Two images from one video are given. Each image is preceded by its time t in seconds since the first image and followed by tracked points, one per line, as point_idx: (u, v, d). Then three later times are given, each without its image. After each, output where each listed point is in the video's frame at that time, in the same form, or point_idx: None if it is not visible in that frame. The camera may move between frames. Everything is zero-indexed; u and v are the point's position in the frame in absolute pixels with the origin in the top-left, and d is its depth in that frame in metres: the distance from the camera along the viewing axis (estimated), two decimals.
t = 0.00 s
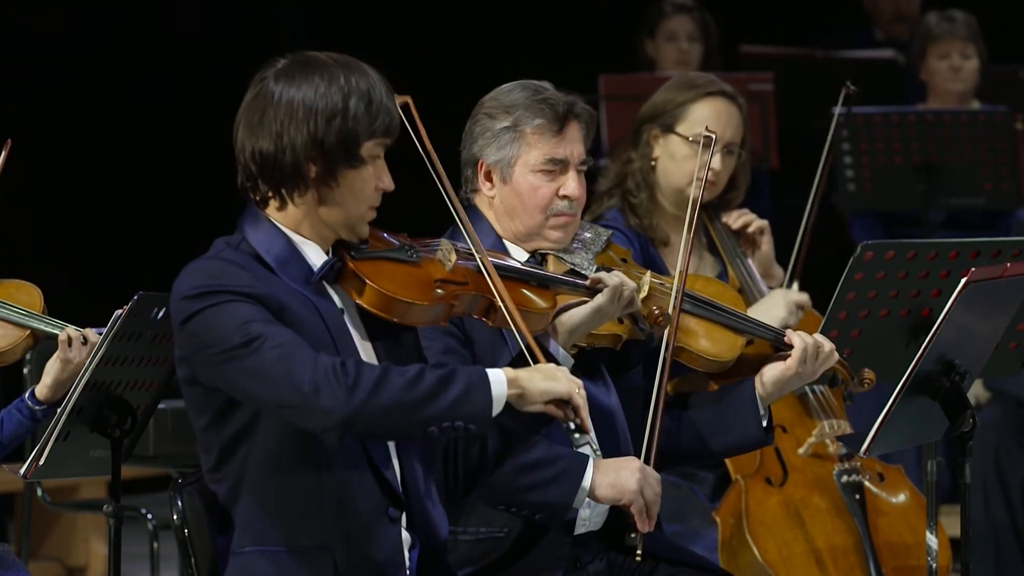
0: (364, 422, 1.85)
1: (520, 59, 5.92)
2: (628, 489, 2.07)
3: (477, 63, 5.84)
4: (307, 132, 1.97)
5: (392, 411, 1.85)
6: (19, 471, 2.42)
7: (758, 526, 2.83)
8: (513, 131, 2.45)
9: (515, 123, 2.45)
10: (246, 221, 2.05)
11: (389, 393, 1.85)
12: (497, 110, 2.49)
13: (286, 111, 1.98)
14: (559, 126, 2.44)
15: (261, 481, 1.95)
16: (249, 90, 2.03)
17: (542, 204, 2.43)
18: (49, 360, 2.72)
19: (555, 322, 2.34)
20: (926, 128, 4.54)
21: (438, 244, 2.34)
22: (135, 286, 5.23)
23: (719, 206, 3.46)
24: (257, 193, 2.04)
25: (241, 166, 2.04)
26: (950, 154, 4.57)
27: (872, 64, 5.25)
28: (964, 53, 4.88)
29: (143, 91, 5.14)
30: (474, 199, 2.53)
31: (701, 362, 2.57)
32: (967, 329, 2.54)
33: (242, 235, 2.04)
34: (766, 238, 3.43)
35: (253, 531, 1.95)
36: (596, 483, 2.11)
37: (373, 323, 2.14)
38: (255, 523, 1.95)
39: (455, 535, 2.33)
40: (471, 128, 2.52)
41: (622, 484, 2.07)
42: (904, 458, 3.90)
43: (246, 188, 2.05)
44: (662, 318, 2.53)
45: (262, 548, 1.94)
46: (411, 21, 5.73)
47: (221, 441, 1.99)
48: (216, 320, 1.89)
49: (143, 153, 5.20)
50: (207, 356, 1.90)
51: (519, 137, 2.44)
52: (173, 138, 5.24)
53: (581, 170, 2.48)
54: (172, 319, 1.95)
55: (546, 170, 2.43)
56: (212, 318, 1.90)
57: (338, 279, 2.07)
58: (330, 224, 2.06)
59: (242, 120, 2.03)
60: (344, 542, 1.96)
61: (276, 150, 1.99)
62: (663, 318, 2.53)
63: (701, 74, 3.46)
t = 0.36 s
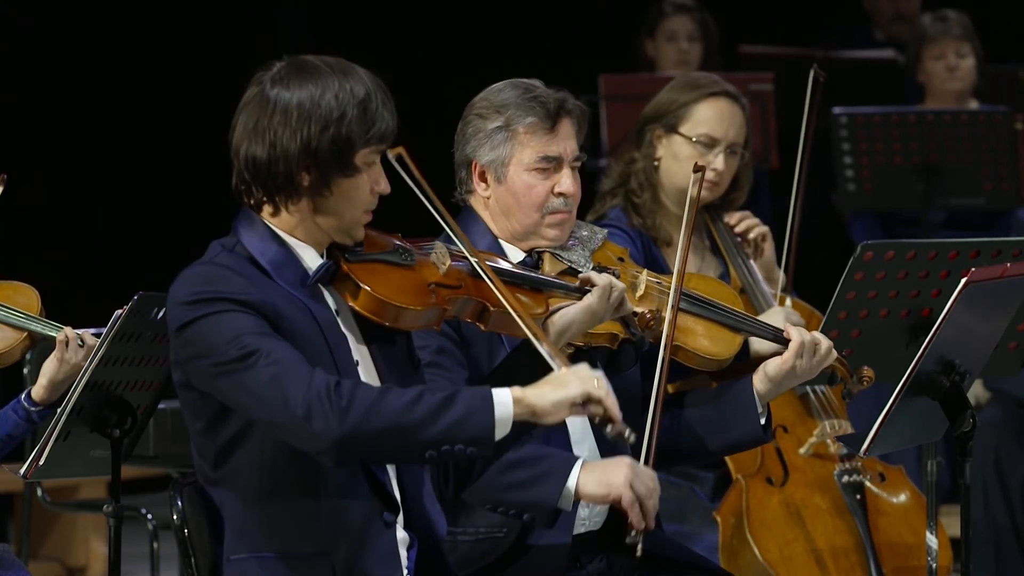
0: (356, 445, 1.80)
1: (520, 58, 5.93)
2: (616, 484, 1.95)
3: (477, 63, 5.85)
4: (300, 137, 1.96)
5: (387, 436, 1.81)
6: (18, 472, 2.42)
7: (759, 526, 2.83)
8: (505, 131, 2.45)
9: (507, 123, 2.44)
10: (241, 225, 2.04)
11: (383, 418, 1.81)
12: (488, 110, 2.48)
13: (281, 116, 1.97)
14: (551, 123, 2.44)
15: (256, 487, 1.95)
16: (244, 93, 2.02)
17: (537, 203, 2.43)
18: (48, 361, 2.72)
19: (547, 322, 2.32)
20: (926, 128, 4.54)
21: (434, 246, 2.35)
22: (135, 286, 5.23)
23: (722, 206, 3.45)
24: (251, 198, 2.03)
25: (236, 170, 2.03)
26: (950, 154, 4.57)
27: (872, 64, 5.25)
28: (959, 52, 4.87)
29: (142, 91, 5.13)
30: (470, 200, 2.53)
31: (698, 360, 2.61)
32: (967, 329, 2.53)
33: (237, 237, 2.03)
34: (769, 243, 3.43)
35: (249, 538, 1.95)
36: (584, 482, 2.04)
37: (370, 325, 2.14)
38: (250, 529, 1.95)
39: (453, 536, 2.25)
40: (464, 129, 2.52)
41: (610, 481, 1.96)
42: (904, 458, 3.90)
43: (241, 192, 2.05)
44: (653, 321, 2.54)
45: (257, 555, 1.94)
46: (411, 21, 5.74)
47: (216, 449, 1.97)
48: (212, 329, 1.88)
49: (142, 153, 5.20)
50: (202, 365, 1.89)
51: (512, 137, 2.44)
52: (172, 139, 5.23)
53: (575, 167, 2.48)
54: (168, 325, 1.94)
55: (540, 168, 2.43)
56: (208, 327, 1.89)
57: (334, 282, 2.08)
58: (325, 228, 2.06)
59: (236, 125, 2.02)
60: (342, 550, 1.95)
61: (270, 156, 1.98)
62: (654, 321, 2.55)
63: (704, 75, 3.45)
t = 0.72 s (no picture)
0: (347, 452, 1.82)
1: (520, 58, 5.93)
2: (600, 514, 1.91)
3: (477, 62, 5.85)
4: (300, 137, 1.96)
5: (378, 448, 1.83)
6: (18, 471, 2.42)
7: (760, 526, 2.83)
8: (504, 132, 2.44)
9: (505, 123, 2.44)
10: (244, 225, 2.04)
11: (376, 430, 1.83)
12: (487, 110, 2.48)
13: (280, 116, 1.97)
14: (549, 124, 2.43)
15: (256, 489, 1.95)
16: (244, 93, 2.02)
17: (535, 203, 2.44)
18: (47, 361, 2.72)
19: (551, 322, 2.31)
20: (926, 128, 4.54)
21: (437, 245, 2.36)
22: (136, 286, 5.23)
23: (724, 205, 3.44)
24: (253, 198, 2.03)
25: (236, 170, 2.03)
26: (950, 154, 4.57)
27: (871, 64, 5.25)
28: (958, 49, 4.87)
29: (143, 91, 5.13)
30: (469, 200, 2.53)
31: (697, 359, 2.60)
32: (966, 329, 2.53)
33: (240, 237, 2.03)
34: (769, 242, 3.42)
35: (250, 541, 1.95)
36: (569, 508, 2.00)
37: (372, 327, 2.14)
38: (253, 531, 1.94)
39: (454, 537, 2.28)
40: (462, 131, 2.52)
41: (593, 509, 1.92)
42: (904, 458, 3.90)
43: (242, 192, 2.04)
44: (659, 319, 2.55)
45: (259, 558, 1.93)
46: (411, 20, 5.74)
47: (215, 449, 1.98)
48: (212, 330, 1.88)
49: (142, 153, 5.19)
50: (201, 365, 1.89)
51: (510, 138, 2.44)
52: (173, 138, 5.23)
53: (573, 167, 2.47)
54: (169, 323, 1.94)
55: (538, 169, 2.43)
56: (207, 327, 1.89)
57: (335, 281, 2.08)
58: (327, 227, 2.06)
59: (237, 125, 2.02)
60: (343, 553, 1.94)
61: (270, 156, 1.98)
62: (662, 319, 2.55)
63: (705, 74, 3.46)
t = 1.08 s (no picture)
0: (341, 475, 1.80)
1: (520, 58, 5.94)
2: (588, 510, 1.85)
3: (478, 62, 5.85)
4: (303, 144, 1.96)
5: (371, 473, 1.80)
6: (19, 471, 2.42)
7: (762, 525, 2.83)
8: (505, 132, 2.44)
9: (506, 124, 2.44)
10: (245, 227, 2.05)
11: (370, 455, 1.80)
12: (488, 110, 2.48)
13: (285, 122, 1.97)
14: (550, 126, 2.43)
15: (254, 496, 1.95)
16: (251, 96, 2.02)
17: (534, 205, 2.43)
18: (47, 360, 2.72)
19: (558, 331, 2.35)
20: (926, 128, 4.54)
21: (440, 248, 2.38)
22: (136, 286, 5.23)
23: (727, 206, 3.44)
24: (255, 201, 2.03)
25: (240, 174, 2.04)
26: (950, 154, 4.57)
27: (872, 64, 5.26)
28: (958, 52, 4.87)
29: (143, 91, 5.13)
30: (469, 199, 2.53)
31: (699, 361, 2.60)
32: (967, 330, 2.54)
33: (242, 240, 2.04)
34: (774, 249, 3.43)
35: (246, 548, 1.95)
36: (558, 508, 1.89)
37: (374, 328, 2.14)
38: (251, 537, 1.95)
39: (453, 538, 2.22)
40: (464, 130, 2.52)
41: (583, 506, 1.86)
42: (904, 459, 3.90)
43: (245, 194, 2.05)
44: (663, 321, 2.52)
45: (257, 564, 1.94)
46: (411, 20, 5.74)
47: (214, 454, 1.98)
48: (210, 341, 1.88)
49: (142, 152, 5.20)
50: (200, 374, 1.89)
51: (511, 139, 2.44)
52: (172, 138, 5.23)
53: (574, 170, 2.47)
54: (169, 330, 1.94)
55: (538, 171, 2.43)
56: (206, 338, 1.89)
57: (336, 285, 2.07)
58: (329, 234, 2.06)
59: (242, 127, 2.02)
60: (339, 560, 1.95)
61: (273, 162, 1.98)
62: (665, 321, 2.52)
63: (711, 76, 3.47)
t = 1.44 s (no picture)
0: (329, 481, 1.80)
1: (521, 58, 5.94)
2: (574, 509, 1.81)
3: (478, 62, 5.85)
4: (304, 145, 1.96)
5: (359, 481, 1.80)
6: (18, 471, 2.42)
7: (764, 525, 2.83)
8: (510, 138, 2.45)
9: (512, 130, 2.44)
10: (244, 228, 2.05)
11: (356, 464, 1.80)
12: (495, 114, 2.48)
13: (286, 123, 1.97)
14: (556, 134, 2.43)
15: (252, 499, 1.95)
16: (250, 96, 2.02)
17: (537, 212, 2.44)
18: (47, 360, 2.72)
19: (555, 330, 2.35)
20: (926, 128, 4.54)
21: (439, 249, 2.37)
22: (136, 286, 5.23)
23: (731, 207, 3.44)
24: (255, 202, 2.03)
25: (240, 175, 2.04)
26: (950, 155, 4.57)
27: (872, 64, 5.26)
28: (958, 53, 4.87)
29: (144, 91, 5.13)
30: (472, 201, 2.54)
31: (700, 364, 2.62)
32: (967, 330, 2.54)
33: (240, 241, 2.04)
34: (777, 248, 3.42)
35: (243, 552, 1.95)
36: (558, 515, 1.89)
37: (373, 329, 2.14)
38: (249, 538, 1.95)
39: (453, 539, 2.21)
40: (470, 132, 2.52)
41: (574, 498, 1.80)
42: (903, 459, 3.90)
43: (245, 196, 2.04)
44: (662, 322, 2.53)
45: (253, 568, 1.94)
46: (412, 20, 5.74)
47: (215, 455, 1.98)
48: (207, 344, 1.88)
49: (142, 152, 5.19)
50: (198, 377, 1.89)
51: (515, 144, 2.44)
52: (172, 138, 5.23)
53: (578, 177, 2.47)
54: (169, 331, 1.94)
55: (542, 178, 2.43)
56: (204, 340, 1.89)
57: (335, 285, 2.07)
58: (328, 235, 2.06)
59: (242, 128, 2.02)
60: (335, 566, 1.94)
61: (273, 163, 1.98)
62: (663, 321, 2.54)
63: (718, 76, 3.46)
